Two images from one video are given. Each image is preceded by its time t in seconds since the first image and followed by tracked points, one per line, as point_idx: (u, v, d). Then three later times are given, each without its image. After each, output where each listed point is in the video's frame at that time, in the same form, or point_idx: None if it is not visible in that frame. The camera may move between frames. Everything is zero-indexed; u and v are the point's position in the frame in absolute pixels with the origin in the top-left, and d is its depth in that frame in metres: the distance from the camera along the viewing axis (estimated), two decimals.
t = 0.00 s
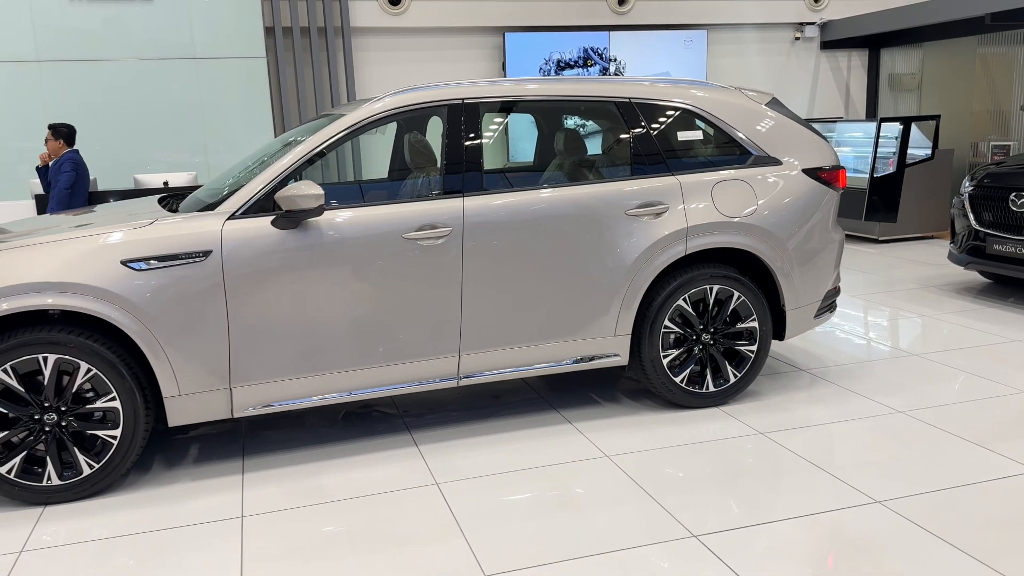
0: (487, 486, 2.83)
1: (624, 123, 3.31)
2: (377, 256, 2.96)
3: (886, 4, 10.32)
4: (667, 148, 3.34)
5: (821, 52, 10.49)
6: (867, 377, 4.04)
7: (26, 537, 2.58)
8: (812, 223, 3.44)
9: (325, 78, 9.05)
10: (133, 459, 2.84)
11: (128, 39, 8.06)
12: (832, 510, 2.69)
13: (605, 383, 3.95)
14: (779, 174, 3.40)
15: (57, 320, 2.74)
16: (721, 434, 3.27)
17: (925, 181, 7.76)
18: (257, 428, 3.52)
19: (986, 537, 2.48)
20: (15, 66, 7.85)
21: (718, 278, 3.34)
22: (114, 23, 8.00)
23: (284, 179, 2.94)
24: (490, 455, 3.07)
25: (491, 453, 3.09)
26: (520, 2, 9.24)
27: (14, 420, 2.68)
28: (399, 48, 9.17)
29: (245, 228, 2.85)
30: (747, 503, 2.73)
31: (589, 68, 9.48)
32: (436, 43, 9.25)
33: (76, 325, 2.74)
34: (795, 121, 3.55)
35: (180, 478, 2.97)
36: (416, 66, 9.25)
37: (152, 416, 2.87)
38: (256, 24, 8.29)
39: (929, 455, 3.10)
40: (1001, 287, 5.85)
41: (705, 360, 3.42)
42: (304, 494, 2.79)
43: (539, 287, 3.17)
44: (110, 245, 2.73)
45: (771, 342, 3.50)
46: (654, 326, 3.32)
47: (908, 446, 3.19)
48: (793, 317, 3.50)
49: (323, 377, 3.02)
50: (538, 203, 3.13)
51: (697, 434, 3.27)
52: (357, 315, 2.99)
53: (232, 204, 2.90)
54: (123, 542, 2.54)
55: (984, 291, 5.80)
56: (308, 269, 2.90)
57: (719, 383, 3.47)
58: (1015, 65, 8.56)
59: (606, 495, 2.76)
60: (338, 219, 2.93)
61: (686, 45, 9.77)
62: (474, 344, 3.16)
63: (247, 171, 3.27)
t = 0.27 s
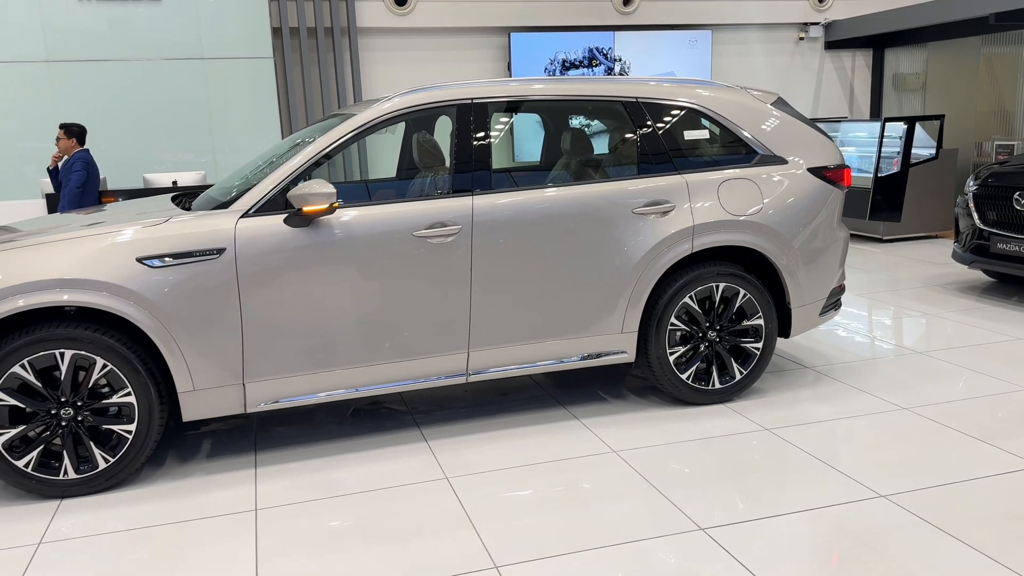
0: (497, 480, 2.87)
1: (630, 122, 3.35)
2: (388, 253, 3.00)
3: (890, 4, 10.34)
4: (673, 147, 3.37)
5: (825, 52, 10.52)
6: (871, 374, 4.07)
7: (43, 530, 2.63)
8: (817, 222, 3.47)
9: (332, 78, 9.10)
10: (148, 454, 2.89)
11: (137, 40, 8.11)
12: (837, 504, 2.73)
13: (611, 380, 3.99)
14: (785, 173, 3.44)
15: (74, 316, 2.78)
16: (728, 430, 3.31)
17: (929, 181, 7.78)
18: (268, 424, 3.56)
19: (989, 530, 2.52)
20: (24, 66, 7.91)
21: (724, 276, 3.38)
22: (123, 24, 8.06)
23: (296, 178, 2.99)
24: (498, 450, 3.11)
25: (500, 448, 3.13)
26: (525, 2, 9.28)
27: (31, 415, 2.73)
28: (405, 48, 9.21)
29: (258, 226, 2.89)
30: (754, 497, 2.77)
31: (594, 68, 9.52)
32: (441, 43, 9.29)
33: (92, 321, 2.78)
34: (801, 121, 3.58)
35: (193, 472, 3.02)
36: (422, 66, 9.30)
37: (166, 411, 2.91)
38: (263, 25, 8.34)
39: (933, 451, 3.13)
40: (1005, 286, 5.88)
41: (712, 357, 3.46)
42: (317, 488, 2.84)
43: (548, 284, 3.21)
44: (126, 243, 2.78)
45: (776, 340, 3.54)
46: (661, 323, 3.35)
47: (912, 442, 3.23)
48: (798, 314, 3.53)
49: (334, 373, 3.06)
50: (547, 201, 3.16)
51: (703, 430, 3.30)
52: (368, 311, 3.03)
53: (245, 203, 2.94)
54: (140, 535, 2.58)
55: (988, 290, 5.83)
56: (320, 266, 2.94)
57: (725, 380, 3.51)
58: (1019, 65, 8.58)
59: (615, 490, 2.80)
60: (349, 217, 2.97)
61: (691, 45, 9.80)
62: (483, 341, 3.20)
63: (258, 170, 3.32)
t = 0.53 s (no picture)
0: (506, 478, 2.88)
1: (637, 122, 3.36)
2: (397, 252, 3.01)
3: (893, 4, 10.36)
4: (679, 146, 3.38)
5: (828, 53, 10.53)
6: (876, 373, 4.09)
7: (54, 527, 2.64)
8: (823, 221, 3.48)
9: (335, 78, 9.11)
10: (158, 452, 2.90)
11: (141, 40, 8.13)
12: (845, 502, 2.74)
13: (617, 379, 4.00)
14: (791, 172, 3.45)
15: (84, 314, 2.80)
16: (734, 428, 3.32)
17: (932, 181, 7.80)
18: (275, 422, 3.57)
19: (996, 528, 2.54)
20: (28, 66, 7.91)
21: (731, 275, 3.39)
22: (127, 24, 8.07)
23: (305, 177, 3.00)
24: (507, 448, 3.13)
25: (508, 446, 3.14)
26: (529, 2, 9.30)
27: (42, 413, 2.74)
28: (408, 48, 9.22)
29: (268, 225, 2.90)
30: (761, 495, 2.78)
31: (597, 68, 9.53)
32: (444, 43, 9.31)
33: (102, 319, 2.80)
34: (807, 121, 3.59)
35: (203, 470, 3.03)
36: (425, 66, 9.31)
37: (176, 409, 2.93)
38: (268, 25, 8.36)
39: (939, 449, 3.15)
40: (1008, 286, 5.89)
41: (718, 356, 3.47)
42: (326, 486, 2.85)
43: (555, 283, 3.22)
44: (138, 242, 2.79)
45: (782, 339, 3.55)
46: (668, 322, 3.36)
47: (918, 440, 3.25)
48: (804, 313, 3.54)
49: (343, 372, 3.07)
50: (555, 200, 3.18)
51: (710, 428, 3.32)
52: (377, 310, 3.04)
53: (255, 202, 2.95)
54: (151, 532, 2.59)
55: (991, 290, 5.85)
56: (329, 265, 2.95)
57: (731, 378, 3.52)
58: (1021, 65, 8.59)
59: (624, 487, 2.82)
60: (359, 216, 2.99)
61: (694, 45, 9.81)
62: (491, 339, 3.21)
63: (266, 170, 3.33)
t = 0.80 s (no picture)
0: (513, 476, 2.89)
1: (642, 122, 3.37)
2: (404, 251, 3.02)
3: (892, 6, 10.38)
4: (685, 146, 3.39)
5: (828, 54, 10.55)
6: (880, 373, 4.10)
7: (63, 526, 2.64)
8: (828, 221, 3.49)
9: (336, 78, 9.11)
10: (165, 450, 2.90)
11: (142, 39, 8.12)
12: (852, 501, 2.75)
13: (621, 378, 4.01)
14: (796, 172, 3.46)
15: (92, 313, 2.80)
16: (739, 427, 3.33)
17: (932, 181, 7.82)
18: (280, 421, 3.57)
19: (1003, 527, 2.54)
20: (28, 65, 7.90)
21: (736, 274, 3.40)
22: (128, 23, 8.06)
23: (312, 176, 3.00)
24: (514, 447, 3.13)
25: (514, 445, 3.15)
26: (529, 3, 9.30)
27: (50, 411, 2.74)
28: (409, 49, 9.22)
29: (276, 224, 2.91)
30: (769, 494, 2.79)
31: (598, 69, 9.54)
32: (445, 44, 9.31)
33: (110, 318, 2.80)
34: (811, 121, 3.60)
35: (209, 469, 3.03)
36: (425, 66, 9.31)
37: (183, 408, 2.93)
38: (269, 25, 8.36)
39: (944, 448, 3.16)
40: (1009, 286, 5.91)
41: (724, 356, 3.48)
42: (334, 484, 2.85)
43: (561, 282, 3.22)
44: (146, 240, 2.80)
45: (787, 338, 3.56)
46: (674, 322, 3.37)
47: (923, 439, 3.26)
48: (809, 313, 3.55)
49: (350, 371, 3.07)
50: (561, 200, 3.18)
51: (716, 427, 3.32)
52: (384, 309, 3.05)
53: (262, 201, 2.96)
54: (159, 530, 2.59)
55: (992, 290, 5.87)
56: (337, 264, 2.96)
57: (737, 378, 3.53)
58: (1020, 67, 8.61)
59: (631, 486, 2.82)
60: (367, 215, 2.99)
61: (694, 46, 9.83)
62: (497, 339, 3.21)
63: (272, 170, 3.33)
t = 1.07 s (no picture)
0: (518, 475, 2.89)
1: (644, 122, 3.37)
2: (407, 251, 3.02)
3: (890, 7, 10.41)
4: (687, 146, 3.40)
5: (825, 55, 10.57)
6: (881, 372, 4.11)
7: (66, 525, 2.63)
8: (830, 220, 3.51)
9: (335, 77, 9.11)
10: (168, 449, 2.90)
11: (141, 38, 8.10)
12: (856, 499, 2.76)
13: (623, 378, 4.01)
14: (798, 172, 3.47)
15: (95, 311, 2.79)
16: (742, 426, 3.34)
17: (929, 182, 7.84)
18: (283, 420, 3.57)
19: (1006, 526, 2.56)
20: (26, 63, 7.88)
21: (739, 274, 3.40)
22: (127, 22, 8.04)
23: (316, 174, 3.00)
24: (517, 446, 3.13)
25: (517, 444, 3.15)
26: (528, 3, 9.30)
27: (53, 410, 2.73)
28: (408, 48, 9.22)
29: (280, 222, 2.91)
30: (772, 493, 2.79)
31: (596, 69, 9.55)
32: (444, 43, 9.31)
33: (113, 316, 2.79)
34: (813, 121, 3.60)
35: (213, 468, 3.03)
36: (424, 66, 9.31)
37: (186, 406, 2.92)
38: (268, 24, 8.35)
39: (945, 447, 3.18)
40: (1007, 286, 5.93)
41: (726, 355, 3.49)
42: (338, 483, 2.85)
43: (565, 282, 3.23)
44: (149, 239, 2.79)
45: (789, 338, 3.57)
46: (676, 321, 3.38)
47: (925, 438, 3.27)
48: (811, 312, 3.56)
49: (354, 370, 3.07)
50: (565, 199, 3.19)
51: (718, 427, 3.33)
52: (388, 307, 3.05)
53: (266, 200, 2.95)
54: (164, 529, 2.59)
55: (990, 290, 5.89)
56: (341, 263, 2.96)
57: (739, 377, 3.54)
58: (1017, 68, 8.64)
59: (635, 485, 2.83)
60: (371, 214, 3.00)
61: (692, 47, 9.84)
62: (501, 338, 3.21)
63: (275, 169, 3.33)
